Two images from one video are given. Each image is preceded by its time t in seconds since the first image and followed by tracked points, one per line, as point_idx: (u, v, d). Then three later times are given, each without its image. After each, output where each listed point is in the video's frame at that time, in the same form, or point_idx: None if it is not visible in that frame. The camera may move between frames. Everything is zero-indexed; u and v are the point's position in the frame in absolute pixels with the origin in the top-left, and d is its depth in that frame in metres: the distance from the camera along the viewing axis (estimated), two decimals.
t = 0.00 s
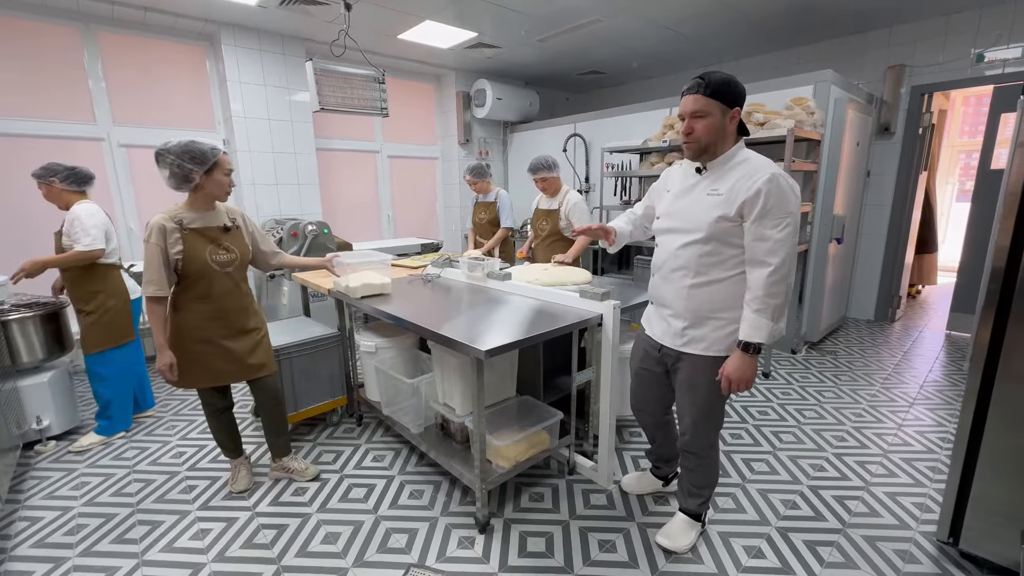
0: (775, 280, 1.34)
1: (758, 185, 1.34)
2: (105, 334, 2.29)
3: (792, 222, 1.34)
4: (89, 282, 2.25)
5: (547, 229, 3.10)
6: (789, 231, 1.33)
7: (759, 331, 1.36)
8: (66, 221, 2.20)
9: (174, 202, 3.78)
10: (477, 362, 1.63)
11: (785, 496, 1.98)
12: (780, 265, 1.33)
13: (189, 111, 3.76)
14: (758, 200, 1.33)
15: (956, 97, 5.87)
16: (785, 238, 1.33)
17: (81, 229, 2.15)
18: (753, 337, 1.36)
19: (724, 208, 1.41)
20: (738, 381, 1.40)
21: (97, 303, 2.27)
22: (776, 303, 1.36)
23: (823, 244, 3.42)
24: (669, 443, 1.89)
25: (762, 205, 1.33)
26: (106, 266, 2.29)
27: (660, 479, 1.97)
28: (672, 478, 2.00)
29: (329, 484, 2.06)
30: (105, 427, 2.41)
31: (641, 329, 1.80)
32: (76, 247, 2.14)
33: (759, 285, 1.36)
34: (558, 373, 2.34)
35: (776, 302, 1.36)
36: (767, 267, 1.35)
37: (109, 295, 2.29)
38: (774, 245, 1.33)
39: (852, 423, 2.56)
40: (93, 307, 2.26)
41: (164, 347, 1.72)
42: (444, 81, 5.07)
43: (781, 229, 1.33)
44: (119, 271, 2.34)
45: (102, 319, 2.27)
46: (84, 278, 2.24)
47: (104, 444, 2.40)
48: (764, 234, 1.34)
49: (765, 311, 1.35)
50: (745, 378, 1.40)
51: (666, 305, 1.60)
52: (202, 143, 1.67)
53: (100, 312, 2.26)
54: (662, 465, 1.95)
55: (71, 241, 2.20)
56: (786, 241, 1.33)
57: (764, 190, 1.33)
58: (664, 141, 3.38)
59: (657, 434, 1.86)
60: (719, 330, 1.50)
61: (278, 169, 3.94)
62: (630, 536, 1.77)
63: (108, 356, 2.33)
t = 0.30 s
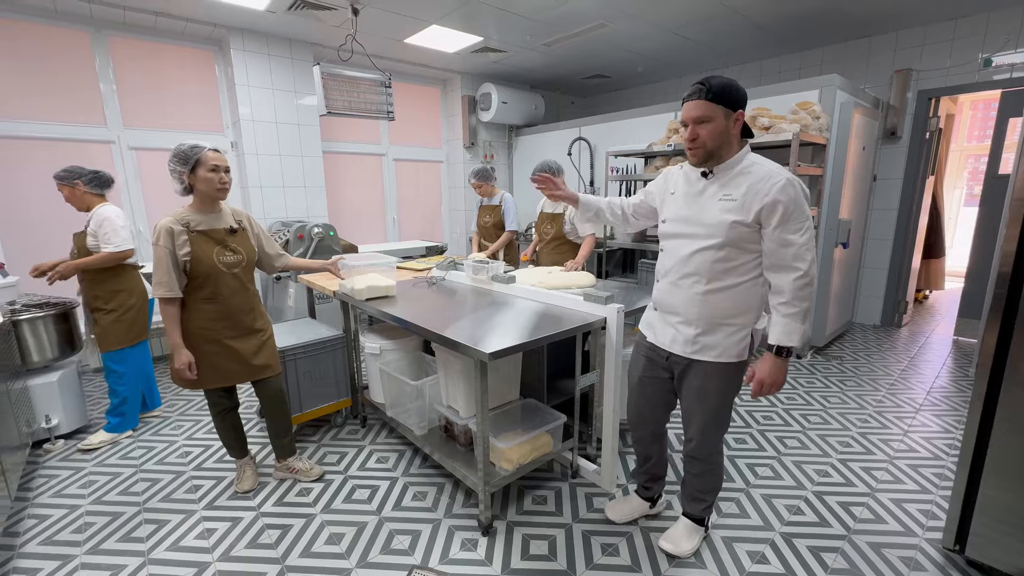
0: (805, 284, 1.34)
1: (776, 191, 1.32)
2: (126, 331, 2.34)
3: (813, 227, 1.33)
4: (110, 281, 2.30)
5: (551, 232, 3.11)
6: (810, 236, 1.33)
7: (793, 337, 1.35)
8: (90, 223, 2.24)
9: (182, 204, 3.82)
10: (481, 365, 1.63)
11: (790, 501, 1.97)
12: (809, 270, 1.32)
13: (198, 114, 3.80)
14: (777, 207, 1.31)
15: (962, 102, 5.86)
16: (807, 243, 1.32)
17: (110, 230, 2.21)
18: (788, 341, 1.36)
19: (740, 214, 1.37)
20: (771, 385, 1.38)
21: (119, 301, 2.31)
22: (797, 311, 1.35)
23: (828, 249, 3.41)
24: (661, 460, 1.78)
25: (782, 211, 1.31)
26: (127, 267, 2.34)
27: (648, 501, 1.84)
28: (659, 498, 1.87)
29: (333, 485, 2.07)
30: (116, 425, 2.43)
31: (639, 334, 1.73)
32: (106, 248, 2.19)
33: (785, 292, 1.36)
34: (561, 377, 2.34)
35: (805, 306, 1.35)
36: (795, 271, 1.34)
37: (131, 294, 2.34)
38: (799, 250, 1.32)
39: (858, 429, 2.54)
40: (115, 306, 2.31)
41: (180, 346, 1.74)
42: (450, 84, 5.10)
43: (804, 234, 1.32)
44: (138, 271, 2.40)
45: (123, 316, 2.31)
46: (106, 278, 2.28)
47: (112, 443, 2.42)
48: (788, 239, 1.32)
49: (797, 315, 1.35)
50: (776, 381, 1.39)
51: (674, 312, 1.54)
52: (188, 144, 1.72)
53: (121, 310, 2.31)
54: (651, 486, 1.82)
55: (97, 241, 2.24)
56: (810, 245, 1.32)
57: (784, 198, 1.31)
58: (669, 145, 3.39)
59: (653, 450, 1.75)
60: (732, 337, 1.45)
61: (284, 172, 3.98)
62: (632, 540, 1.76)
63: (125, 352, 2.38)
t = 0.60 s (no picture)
0: (808, 292, 1.33)
1: (779, 199, 1.31)
2: (151, 329, 2.39)
3: (815, 235, 1.32)
4: (135, 281, 2.35)
5: (563, 236, 3.11)
6: (812, 243, 1.31)
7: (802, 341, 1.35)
8: (119, 223, 2.29)
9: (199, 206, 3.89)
10: (493, 367, 1.64)
11: (803, 508, 1.95)
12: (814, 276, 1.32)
13: (216, 118, 3.87)
14: (780, 215, 1.30)
15: (982, 104, 5.78)
16: (810, 250, 1.31)
17: (137, 231, 2.27)
18: (799, 349, 1.36)
19: (742, 221, 1.35)
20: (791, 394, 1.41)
21: (144, 300, 2.36)
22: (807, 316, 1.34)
23: (843, 254, 3.37)
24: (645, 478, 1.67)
25: (784, 218, 1.30)
26: (153, 266, 2.40)
27: (617, 522, 1.71)
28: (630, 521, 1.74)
29: (345, 485, 2.09)
30: (139, 421, 2.48)
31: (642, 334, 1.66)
32: (134, 248, 2.25)
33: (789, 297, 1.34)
34: (571, 380, 2.34)
35: (811, 311, 1.34)
36: (798, 279, 1.32)
37: (155, 293, 2.39)
38: (801, 256, 1.30)
39: (873, 436, 2.51)
40: (139, 304, 2.36)
41: (200, 346, 1.79)
42: (462, 88, 5.13)
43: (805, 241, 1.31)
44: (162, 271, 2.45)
45: (148, 315, 2.37)
46: (132, 277, 2.34)
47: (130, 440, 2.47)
48: (790, 246, 1.30)
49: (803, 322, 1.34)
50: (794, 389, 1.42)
51: (682, 318, 1.49)
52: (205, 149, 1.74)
53: (146, 308, 2.36)
54: (626, 504, 1.68)
55: (124, 241, 2.29)
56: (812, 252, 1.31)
57: (786, 206, 1.30)
58: (681, 148, 3.38)
59: (641, 464, 1.66)
60: (739, 342, 1.43)
61: (299, 175, 4.04)
62: (642, 544, 1.76)
63: (149, 350, 2.43)
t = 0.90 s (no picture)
0: (786, 294, 1.25)
1: (757, 200, 1.27)
2: (175, 325, 2.46)
3: (797, 235, 1.27)
4: (159, 279, 2.41)
5: (578, 238, 3.11)
6: (793, 244, 1.26)
7: (767, 343, 1.26)
8: (143, 222, 2.35)
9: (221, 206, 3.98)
10: (507, 368, 1.64)
11: (821, 516, 1.92)
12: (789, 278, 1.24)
13: (238, 120, 3.95)
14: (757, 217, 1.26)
15: (1013, 104, 5.62)
16: (791, 251, 1.25)
17: (159, 230, 2.32)
18: (759, 350, 1.27)
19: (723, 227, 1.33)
20: (742, 396, 1.31)
21: (168, 297, 2.43)
22: (784, 316, 1.27)
23: (864, 257, 3.30)
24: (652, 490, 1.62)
25: (763, 219, 1.26)
26: (176, 264, 2.46)
27: (620, 537, 1.66)
28: (634, 538, 1.68)
29: (360, 482, 2.11)
30: (173, 414, 2.58)
31: (642, 349, 1.65)
32: (158, 248, 2.31)
33: (764, 297, 1.28)
34: (585, 382, 2.33)
35: (784, 315, 1.26)
36: (774, 280, 1.27)
37: (178, 290, 2.45)
38: (780, 258, 1.26)
39: (895, 444, 2.45)
40: (164, 302, 2.42)
41: (219, 342, 1.84)
42: (478, 90, 5.16)
43: (785, 242, 1.26)
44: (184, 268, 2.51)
45: (172, 311, 2.43)
46: (156, 276, 2.40)
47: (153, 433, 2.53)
48: (767, 248, 1.27)
49: (773, 323, 1.26)
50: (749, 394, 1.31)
51: (676, 327, 1.47)
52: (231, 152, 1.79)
53: (170, 305, 2.42)
54: (631, 518, 1.64)
55: (147, 240, 2.35)
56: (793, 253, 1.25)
57: (764, 206, 1.26)
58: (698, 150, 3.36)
59: (647, 474, 1.60)
60: (734, 350, 1.41)
61: (318, 176, 4.10)
62: (657, 548, 1.75)
63: (174, 346, 2.50)
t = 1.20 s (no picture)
0: (757, 283, 1.22)
1: (724, 188, 1.25)
2: (202, 321, 2.53)
3: (767, 220, 1.22)
4: (185, 277, 2.47)
5: (598, 238, 3.09)
6: (764, 231, 1.22)
7: (744, 334, 1.24)
8: (167, 222, 2.41)
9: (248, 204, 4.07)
10: (528, 367, 1.64)
11: (847, 524, 1.87)
12: (757, 266, 1.20)
13: (265, 121, 4.04)
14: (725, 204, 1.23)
15: None
16: (760, 238, 1.21)
17: (182, 230, 2.38)
18: (737, 340, 1.25)
19: (695, 219, 1.31)
20: (724, 386, 1.29)
21: (193, 294, 2.49)
22: (758, 305, 1.23)
23: (895, 259, 3.20)
24: (664, 493, 1.59)
25: (730, 207, 1.24)
26: (200, 262, 2.52)
27: (637, 542, 1.65)
28: (652, 541, 1.67)
29: (381, 477, 2.14)
30: (201, 408, 2.66)
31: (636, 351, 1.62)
32: (180, 248, 2.36)
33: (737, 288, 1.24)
34: (604, 382, 2.32)
35: (759, 304, 1.23)
36: (745, 269, 1.23)
37: (203, 288, 2.51)
38: (749, 245, 1.22)
39: (927, 453, 2.37)
40: (189, 299, 2.48)
41: (247, 337, 1.89)
42: (498, 90, 5.18)
43: (754, 229, 1.22)
44: (208, 266, 2.56)
45: (198, 309, 2.49)
46: (181, 275, 2.45)
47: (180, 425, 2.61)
48: (736, 236, 1.24)
49: (749, 314, 1.24)
50: (734, 383, 1.28)
51: (661, 326, 1.44)
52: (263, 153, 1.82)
53: (195, 303, 2.49)
54: (645, 522, 1.62)
55: (172, 239, 2.42)
56: (763, 240, 1.21)
57: (730, 193, 1.23)
58: (722, 149, 3.30)
59: (655, 477, 1.57)
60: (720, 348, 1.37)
61: (341, 176, 4.17)
62: (677, 552, 1.72)
63: (202, 343, 2.57)
